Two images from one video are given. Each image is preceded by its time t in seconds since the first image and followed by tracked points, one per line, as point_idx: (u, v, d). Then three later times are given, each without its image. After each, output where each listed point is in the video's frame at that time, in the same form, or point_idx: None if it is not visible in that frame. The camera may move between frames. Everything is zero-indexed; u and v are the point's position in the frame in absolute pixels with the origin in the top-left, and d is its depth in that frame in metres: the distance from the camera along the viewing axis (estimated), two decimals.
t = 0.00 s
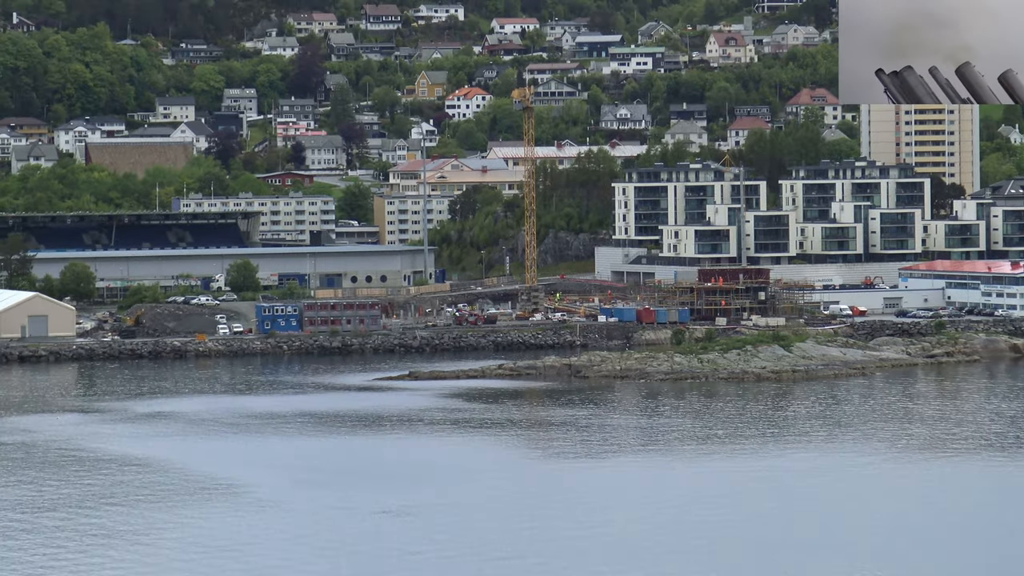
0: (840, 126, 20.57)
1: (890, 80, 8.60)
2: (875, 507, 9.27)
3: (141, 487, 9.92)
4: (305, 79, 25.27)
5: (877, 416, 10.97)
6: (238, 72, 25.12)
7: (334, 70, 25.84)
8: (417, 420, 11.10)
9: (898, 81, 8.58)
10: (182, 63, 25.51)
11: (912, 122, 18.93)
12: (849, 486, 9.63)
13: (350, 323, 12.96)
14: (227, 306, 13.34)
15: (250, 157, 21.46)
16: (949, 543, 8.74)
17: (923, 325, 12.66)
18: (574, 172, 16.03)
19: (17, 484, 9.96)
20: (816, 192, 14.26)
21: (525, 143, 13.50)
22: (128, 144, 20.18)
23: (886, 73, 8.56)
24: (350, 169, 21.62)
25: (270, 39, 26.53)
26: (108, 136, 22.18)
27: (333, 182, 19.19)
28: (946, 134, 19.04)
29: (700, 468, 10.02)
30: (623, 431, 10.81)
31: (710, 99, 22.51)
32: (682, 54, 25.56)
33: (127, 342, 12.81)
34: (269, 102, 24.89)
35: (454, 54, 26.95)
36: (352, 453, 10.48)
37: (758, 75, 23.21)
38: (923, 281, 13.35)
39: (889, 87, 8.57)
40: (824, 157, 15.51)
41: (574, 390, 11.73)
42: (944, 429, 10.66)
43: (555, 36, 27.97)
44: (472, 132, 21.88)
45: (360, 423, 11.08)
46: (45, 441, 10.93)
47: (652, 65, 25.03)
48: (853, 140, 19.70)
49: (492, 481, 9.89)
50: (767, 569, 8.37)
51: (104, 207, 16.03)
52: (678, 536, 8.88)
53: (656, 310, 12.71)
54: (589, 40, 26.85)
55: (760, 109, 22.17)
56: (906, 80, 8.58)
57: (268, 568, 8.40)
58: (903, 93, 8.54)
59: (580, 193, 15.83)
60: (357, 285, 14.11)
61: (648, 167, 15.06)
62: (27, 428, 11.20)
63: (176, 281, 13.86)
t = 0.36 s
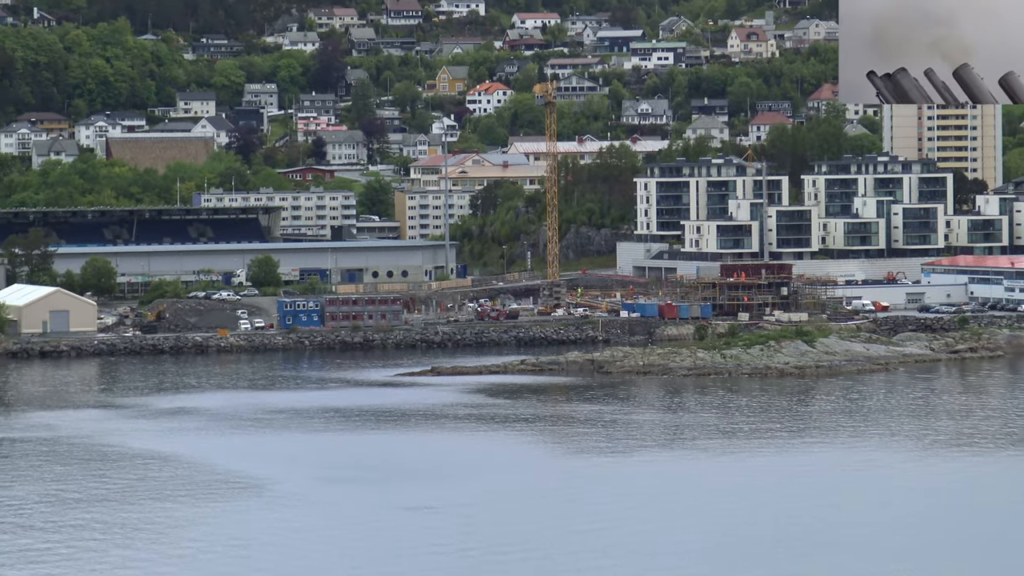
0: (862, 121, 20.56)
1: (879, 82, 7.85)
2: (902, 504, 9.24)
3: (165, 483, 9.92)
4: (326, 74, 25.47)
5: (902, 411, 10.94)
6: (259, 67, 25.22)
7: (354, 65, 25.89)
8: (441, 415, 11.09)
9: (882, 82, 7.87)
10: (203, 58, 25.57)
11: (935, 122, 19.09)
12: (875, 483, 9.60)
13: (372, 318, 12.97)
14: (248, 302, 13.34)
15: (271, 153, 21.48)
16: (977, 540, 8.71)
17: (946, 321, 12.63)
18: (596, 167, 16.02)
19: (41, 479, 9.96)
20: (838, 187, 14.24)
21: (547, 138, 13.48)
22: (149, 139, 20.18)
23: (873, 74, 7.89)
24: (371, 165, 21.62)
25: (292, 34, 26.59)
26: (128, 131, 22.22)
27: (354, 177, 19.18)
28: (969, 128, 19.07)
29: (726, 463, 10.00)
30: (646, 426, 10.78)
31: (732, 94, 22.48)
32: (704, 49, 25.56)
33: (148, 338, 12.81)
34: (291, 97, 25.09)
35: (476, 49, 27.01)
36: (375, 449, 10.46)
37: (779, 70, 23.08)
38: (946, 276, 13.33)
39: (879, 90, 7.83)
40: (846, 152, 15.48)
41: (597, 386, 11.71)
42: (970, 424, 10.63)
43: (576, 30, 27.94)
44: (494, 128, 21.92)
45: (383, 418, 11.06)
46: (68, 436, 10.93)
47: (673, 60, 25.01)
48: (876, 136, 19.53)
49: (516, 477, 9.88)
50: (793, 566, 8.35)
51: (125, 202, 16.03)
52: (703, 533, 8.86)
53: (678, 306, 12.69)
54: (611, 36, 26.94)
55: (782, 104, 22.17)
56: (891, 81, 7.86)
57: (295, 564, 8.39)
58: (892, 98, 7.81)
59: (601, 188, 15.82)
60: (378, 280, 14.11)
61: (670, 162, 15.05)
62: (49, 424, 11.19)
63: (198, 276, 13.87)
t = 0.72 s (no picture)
0: (875, 119, 20.57)
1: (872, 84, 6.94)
2: (920, 503, 9.22)
3: (181, 480, 9.91)
4: (338, 71, 25.33)
5: (918, 408, 10.92)
6: (272, 64, 25.29)
7: (368, 62, 25.91)
8: (455, 414, 11.08)
9: (874, 84, 7.01)
10: (216, 54, 25.85)
11: (949, 124, 19.11)
12: (892, 482, 9.58)
13: (386, 316, 12.96)
14: (262, 299, 13.34)
15: (284, 149, 21.49)
16: (996, 540, 8.68)
17: (962, 320, 12.61)
18: (609, 164, 16.01)
19: (56, 477, 9.96)
20: (852, 184, 14.23)
21: (561, 136, 13.46)
22: (162, 135, 20.18)
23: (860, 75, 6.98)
24: (384, 161, 21.64)
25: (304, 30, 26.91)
26: (141, 127, 22.24)
27: (366, 174, 19.18)
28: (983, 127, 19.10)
29: (742, 462, 9.99)
30: (660, 425, 10.77)
31: (746, 91, 22.47)
32: (717, 46, 25.57)
33: (162, 335, 12.80)
34: (303, 93, 24.97)
35: (489, 46, 27.05)
36: (390, 448, 10.45)
37: (792, 67, 23.10)
38: (960, 275, 13.30)
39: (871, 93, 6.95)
40: (861, 150, 15.46)
41: (612, 384, 11.69)
42: (988, 422, 10.61)
43: (590, 27, 28.00)
44: (507, 125, 21.93)
45: (397, 416, 11.05)
46: (84, 434, 10.92)
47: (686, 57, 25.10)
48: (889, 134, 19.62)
49: (532, 476, 9.86)
50: (809, 565, 8.32)
51: (138, 199, 16.04)
52: (721, 533, 8.83)
53: (692, 304, 12.68)
54: (624, 33, 26.92)
55: (795, 101, 22.18)
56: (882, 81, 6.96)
57: (312, 562, 8.38)
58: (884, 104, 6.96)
59: (615, 185, 15.81)
60: (392, 278, 14.12)
61: (684, 159, 15.04)
62: (62, 421, 11.18)
63: (211, 273, 13.87)
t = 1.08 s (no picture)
0: (887, 115, 20.57)
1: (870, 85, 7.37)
2: (936, 500, 9.19)
3: (195, 477, 9.91)
4: (350, 68, 25.35)
5: (934, 404, 10.91)
6: (283, 61, 25.37)
7: (379, 58, 25.96)
8: (468, 411, 11.06)
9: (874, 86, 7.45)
10: (226, 52, 25.94)
11: (962, 122, 19.02)
12: (909, 479, 9.56)
13: (398, 312, 12.93)
14: (274, 296, 13.33)
15: (295, 146, 21.53)
16: (1013, 538, 8.65)
17: (974, 316, 12.60)
18: (621, 161, 16.02)
19: (69, 474, 9.95)
20: (865, 181, 14.24)
21: (573, 132, 13.45)
22: (173, 132, 20.22)
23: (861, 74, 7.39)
24: (395, 158, 21.65)
25: (314, 27, 27.09)
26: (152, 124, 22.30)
27: (377, 171, 19.20)
28: (995, 123, 19.03)
29: (758, 459, 9.97)
30: (674, 422, 10.76)
31: (757, 87, 22.45)
32: (729, 42, 25.56)
33: (173, 332, 12.79)
34: (313, 90, 25.09)
35: (500, 42, 27.12)
36: (403, 445, 10.43)
37: (803, 63, 23.11)
38: (973, 271, 13.29)
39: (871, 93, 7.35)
40: (873, 147, 15.47)
41: (624, 380, 11.68)
42: (1004, 418, 10.59)
43: (601, 24, 27.95)
44: (518, 122, 21.95)
45: (410, 414, 11.04)
46: (96, 431, 10.92)
47: (698, 53, 25.07)
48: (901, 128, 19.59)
49: (547, 473, 9.84)
50: (827, 564, 8.30)
51: (149, 195, 16.05)
52: (738, 531, 8.81)
53: (705, 300, 12.68)
54: (635, 29, 26.83)
55: (807, 98, 22.17)
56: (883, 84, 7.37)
57: (327, 559, 8.38)
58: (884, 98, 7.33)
59: (627, 182, 15.82)
60: (404, 274, 14.11)
61: (696, 156, 15.04)
62: (74, 418, 11.18)
63: (222, 270, 13.87)
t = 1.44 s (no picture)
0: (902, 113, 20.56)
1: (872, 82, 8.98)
2: (959, 498, 9.19)
3: (215, 475, 9.92)
4: (364, 65, 25.54)
5: (954, 402, 10.91)
6: (297, 58, 25.46)
7: (392, 57, 26.06)
8: (486, 410, 11.06)
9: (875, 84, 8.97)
10: (239, 49, 26.01)
11: (977, 123, 18.99)
12: (930, 477, 9.56)
13: (413, 310, 12.93)
14: (289, 293, 13.33)
15: (309, 143, 21.57)
16: None
17: (991, 314, 12.60)
18: (636, 158, 16.03)
19: (89, 472, 9.96)
20: (881, 178, 14.28)
21: (589, 129, 13.45)
22: (188, 130, 20.29)
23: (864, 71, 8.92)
24: (410, 156, 21.68)
25: (328, 26, 27.25)
26: (166, 122, 22.39)
27: (391, 169, 19.24)
28: (1011, 122, 19.04)
29: (778, 457, 9.97)
30: (693, 419, 10.76)
31: (772, 85, 22.43)
32: (743, 40, 25.55)
33: (189, 330, 12.80)
34: (328, 88, 25.23)
35: (514, 40, 27.17)
36: (422, 443, 10.43)
37: (818, 60, 23.12)
38: (989, 268, 13.29)
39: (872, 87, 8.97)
40: (888, 144, 15.50)
41: (641, 378, 11.68)
42: None
43: (614, 21, 28.31)
44: (533, 120, 21.97)
45: (428, 412, 11.03)
46: (114, 430, 10.92)
47: (713, 51, 25.06)
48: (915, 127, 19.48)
49: (566, 472, 9.85)
50: (853, 563, 8.29)
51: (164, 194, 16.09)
52: (759, 528, 8.81)
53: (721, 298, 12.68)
54: (650, 26, 27.06)
55: (822, 96, 22.18)
56: (884, 81, 8.91)
57: (349, 557, 8.39)
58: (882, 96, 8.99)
59: (642, 179, 15.83)
60: (419, 272, 14.11)
61: (711, 153, 15.06)
62: (89, 417, 11.18)
63: (238, 267, 13.86)
